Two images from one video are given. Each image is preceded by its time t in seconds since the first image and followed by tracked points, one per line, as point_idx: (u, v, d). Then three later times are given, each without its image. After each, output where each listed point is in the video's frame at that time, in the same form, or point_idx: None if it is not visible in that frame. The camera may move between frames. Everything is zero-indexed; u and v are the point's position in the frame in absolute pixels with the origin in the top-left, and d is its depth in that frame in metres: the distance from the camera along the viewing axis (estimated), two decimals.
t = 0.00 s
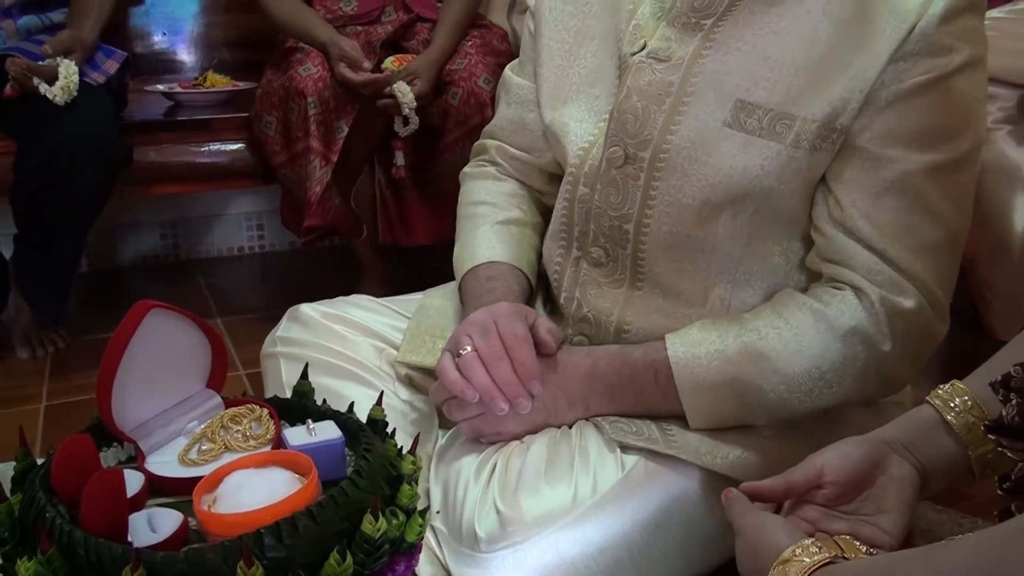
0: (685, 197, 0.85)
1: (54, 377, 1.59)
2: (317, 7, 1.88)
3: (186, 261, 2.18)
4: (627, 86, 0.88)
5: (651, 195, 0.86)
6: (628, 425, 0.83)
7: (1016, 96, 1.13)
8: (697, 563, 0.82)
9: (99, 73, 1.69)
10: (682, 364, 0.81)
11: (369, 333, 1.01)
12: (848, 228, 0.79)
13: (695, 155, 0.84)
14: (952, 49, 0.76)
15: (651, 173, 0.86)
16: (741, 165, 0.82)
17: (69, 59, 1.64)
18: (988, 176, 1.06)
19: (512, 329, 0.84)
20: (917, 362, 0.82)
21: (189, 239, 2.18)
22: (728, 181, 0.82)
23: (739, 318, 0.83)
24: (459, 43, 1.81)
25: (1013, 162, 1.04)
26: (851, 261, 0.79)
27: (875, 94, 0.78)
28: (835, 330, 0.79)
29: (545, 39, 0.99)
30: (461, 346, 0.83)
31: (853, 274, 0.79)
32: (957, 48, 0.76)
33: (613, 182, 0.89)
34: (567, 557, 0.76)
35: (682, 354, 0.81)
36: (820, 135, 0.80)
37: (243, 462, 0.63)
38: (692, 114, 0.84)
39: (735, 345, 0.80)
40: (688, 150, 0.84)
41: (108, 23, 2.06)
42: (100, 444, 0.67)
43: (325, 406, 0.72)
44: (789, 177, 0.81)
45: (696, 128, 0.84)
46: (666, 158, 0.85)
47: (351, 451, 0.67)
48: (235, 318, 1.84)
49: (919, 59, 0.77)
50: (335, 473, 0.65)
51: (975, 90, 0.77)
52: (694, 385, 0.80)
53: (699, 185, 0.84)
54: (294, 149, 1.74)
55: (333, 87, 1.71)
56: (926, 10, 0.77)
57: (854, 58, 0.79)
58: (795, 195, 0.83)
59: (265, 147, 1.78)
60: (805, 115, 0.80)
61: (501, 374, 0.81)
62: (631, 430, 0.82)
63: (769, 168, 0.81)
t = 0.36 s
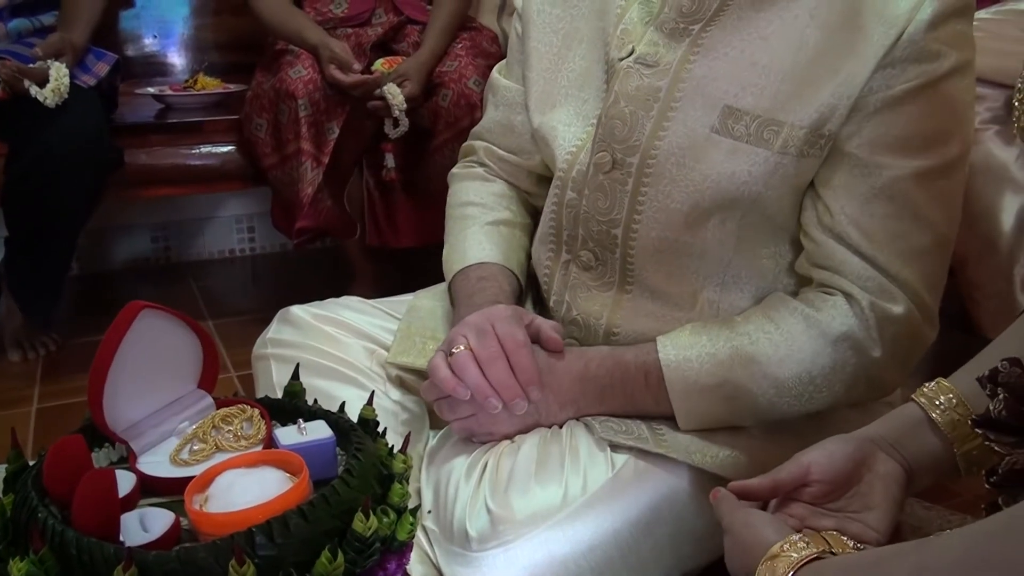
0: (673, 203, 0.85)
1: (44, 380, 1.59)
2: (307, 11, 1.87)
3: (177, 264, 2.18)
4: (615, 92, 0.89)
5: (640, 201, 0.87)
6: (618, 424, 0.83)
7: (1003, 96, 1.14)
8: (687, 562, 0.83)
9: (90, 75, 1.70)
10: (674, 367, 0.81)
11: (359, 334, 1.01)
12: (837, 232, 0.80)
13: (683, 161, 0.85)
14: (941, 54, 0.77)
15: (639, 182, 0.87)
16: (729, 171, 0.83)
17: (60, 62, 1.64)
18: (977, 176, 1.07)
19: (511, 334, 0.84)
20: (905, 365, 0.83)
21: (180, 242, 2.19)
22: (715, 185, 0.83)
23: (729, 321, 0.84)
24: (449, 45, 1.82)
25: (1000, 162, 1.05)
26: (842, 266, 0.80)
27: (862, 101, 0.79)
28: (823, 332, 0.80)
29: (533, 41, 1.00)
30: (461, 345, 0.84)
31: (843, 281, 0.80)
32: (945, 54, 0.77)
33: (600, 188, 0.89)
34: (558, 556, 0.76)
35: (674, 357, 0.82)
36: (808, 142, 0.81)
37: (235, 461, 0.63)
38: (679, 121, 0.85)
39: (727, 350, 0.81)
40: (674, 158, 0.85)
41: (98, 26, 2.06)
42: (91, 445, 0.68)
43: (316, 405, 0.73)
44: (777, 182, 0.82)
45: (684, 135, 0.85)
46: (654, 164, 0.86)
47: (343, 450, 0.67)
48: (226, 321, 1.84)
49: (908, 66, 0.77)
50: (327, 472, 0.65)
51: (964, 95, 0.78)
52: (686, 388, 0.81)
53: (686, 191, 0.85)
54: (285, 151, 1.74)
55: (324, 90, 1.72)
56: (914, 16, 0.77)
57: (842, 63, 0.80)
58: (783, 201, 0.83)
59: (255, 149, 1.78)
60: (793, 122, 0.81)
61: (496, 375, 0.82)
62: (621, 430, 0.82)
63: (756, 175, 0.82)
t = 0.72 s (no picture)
0: (663, 208, 0.86)
1: (36, 382, 1.59)
2: (299, 12, 1.88)
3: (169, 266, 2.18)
4: (605, 95, 0.90)
5: (629, 205, 0.88)
6: (607, 425, 0.84)
7: (993, 97, 1.15)
8: (677, 561, 0.83)
9: (82, 75, 1.71)
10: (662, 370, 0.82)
11: (350, 334, 1.02)
12: (828, 237, 0.80)
13: (673, 165, 0.85)
14: (932, 55, 0.76)
15: (629, 184, 0.88)
16: (718, 176, 0.83)
17: (52, 62, 1.64)
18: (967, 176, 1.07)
19: (500, 336, 0.85)
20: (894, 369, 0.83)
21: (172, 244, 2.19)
22: (703, 188, 0.84)
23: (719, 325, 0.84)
24: (441, 46, 1.83)
25: (990, 162, 1.05)
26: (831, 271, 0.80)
27: (853, 105, 0.80)
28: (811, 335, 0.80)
29: (523, 41, 1.01)
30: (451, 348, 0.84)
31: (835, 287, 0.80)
32: (937, 54, 0.76)
33: (589, 192, 0.90)
34: (547, 556, 0.77)
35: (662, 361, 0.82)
36: (797, 145, 0.81)
37: (225, 462, 0.64)
38: (669, 125, 0.86)
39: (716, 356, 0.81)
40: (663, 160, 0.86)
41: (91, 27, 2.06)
42: (81, 446, 0.68)
43: (307, 405, 0.73)
44: (766, 185, 0.83)
45: (674, 138, 0.85)
46: (644, 168, 0.87)
47: (333, 450, 0.68)
48: (218, 322, 1.84)
49: (899, 68, 0.77)
50: (318, 472, 0.66)
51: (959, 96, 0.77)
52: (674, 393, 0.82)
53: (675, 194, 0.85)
54: (276, 152, 1.74)
55: (315, 90, 1.72)
56: (903, 18, 0.77)
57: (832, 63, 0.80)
58: (773, 205, 0.84)
59: (247, 150, 1.79)
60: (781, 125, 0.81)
61: (486, 378, 0.82)
62: (611, 431, 0.83)
63: (745, 178, 0.83)
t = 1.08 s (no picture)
0: (656, 210, 0.86)
1: (28, 383, 1.58)
2: (292, 12, 1.87)
3: (162, 266, 2.18)
4: (597, 98, 0.90)
5: (622, 208, 0.88)
6: (599, 426, 0.83)
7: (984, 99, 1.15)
8: (670, 561, 0.84)
9: (75, 75, 1.70)
10: (658, 372, 0.81)
11: (343, 335, 1.02)
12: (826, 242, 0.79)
13: (664, 168, 0.85)
14: (924, 62, 0.76)
15: (620, 188, 0.88)
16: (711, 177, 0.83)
17: (45, 62, 1.62)
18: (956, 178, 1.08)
19: (492, 335, 0.85)
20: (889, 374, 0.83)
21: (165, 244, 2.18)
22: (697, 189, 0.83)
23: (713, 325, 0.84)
24: (435, 47, 1.83)
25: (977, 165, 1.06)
26: (821, 273, 0.80)
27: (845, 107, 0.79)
28: (809, 333, 0.79)
29: (516, 44, 1.01)
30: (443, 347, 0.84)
31: (828, 290, 0.80)
32: (930, 61, 0.76)
33: (583, 194, 0.91)
34: (541, 557, 0.77)
35: (658, 362, 0.82)
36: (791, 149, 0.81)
37: (219, 463, 0.64)
38: (661, 127, 0.86)
39: (711, 355, 0.81)
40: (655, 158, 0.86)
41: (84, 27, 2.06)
42: (76, 447, 0.68)
43: (301, 406, 0.73)
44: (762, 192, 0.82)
45: (666, 140, 0.85)
46: (636, 170, 0.87)
47: (326, 450, 0.68)
48: (211, 322, 1.84)
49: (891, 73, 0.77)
50: (311, 472, 0.66)
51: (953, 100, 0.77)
52: (670, 394, 0.81)
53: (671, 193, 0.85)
54: (270, 152, 1.74)
55: (309, 91, 1.72)
56: (895, 24, 0.77)
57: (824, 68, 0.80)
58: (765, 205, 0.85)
59: (241, 151, 1.79)
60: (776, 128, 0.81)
61: (478, 377, 0.82)
62: (604, 431, 0.83)
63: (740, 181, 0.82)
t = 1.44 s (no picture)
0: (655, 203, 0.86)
1: (23, 381, 1.58)
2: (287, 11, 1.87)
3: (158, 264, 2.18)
4: (593, 94, 0.91)
5: (621, 201, 0.88)
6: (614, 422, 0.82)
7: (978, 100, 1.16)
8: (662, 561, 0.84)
9: (71, 73, 1.69)
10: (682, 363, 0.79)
11: (338, 335, 1.02)
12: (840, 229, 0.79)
13: (662, 163, 0.86)
14: (918, 54, 0.77)
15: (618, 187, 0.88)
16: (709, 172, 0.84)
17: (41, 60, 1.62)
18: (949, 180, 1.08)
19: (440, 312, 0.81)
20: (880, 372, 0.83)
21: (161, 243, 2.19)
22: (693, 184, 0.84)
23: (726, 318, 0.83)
24: (431, 46, 1.83)
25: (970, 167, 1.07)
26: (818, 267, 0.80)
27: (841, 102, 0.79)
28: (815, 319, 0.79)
29: (509, 45, 1.01)
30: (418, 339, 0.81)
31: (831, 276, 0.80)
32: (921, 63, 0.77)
33: (581, 189, 0.91)
34: (533, 555, 0.78)
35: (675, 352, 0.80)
36: (787, 141, 0.80)
37: (211, 462, 0.64)
38: (658, 122, 0.86)
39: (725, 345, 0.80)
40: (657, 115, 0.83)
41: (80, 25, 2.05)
42: (69, 446, 0.68)
43: (294, 405, 0.73)
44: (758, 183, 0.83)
45: (664, 134, 0.86)
46: (636, 164, 0.87)
47: (320, 450, 0.68)
48: (206, 321, 1.84)
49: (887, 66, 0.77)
50: (304, 471, 0.66)
51: (938, 98, 0.77)
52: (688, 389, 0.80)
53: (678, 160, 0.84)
54: (266, 151, 1.74)
55: (304, 89, 1.71)
56: (888, 17, 0.77)
57: (820, 64, 0.80)
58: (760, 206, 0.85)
59: (236, 149, 1.79)
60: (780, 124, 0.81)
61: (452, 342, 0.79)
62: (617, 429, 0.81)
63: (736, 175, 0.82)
